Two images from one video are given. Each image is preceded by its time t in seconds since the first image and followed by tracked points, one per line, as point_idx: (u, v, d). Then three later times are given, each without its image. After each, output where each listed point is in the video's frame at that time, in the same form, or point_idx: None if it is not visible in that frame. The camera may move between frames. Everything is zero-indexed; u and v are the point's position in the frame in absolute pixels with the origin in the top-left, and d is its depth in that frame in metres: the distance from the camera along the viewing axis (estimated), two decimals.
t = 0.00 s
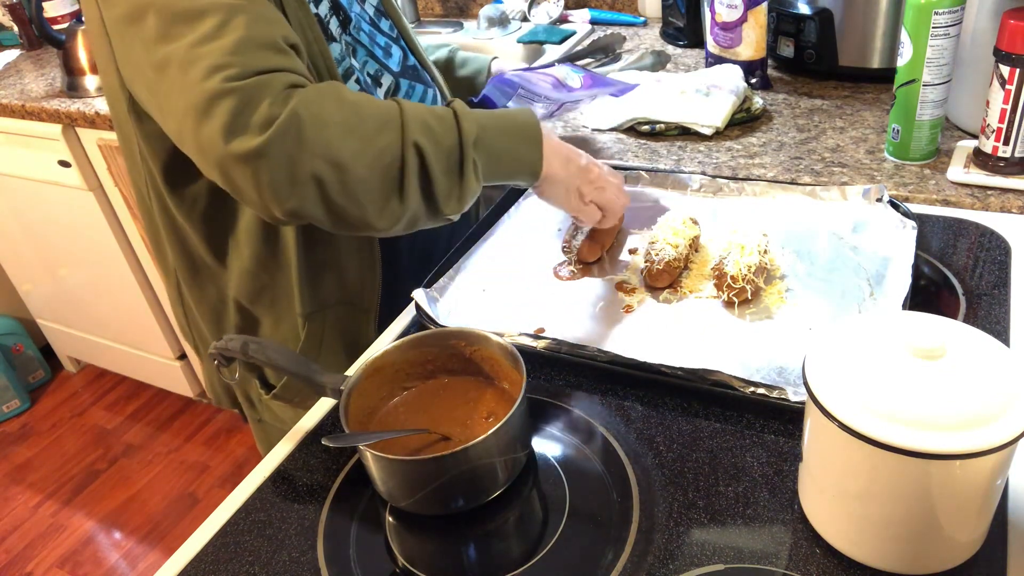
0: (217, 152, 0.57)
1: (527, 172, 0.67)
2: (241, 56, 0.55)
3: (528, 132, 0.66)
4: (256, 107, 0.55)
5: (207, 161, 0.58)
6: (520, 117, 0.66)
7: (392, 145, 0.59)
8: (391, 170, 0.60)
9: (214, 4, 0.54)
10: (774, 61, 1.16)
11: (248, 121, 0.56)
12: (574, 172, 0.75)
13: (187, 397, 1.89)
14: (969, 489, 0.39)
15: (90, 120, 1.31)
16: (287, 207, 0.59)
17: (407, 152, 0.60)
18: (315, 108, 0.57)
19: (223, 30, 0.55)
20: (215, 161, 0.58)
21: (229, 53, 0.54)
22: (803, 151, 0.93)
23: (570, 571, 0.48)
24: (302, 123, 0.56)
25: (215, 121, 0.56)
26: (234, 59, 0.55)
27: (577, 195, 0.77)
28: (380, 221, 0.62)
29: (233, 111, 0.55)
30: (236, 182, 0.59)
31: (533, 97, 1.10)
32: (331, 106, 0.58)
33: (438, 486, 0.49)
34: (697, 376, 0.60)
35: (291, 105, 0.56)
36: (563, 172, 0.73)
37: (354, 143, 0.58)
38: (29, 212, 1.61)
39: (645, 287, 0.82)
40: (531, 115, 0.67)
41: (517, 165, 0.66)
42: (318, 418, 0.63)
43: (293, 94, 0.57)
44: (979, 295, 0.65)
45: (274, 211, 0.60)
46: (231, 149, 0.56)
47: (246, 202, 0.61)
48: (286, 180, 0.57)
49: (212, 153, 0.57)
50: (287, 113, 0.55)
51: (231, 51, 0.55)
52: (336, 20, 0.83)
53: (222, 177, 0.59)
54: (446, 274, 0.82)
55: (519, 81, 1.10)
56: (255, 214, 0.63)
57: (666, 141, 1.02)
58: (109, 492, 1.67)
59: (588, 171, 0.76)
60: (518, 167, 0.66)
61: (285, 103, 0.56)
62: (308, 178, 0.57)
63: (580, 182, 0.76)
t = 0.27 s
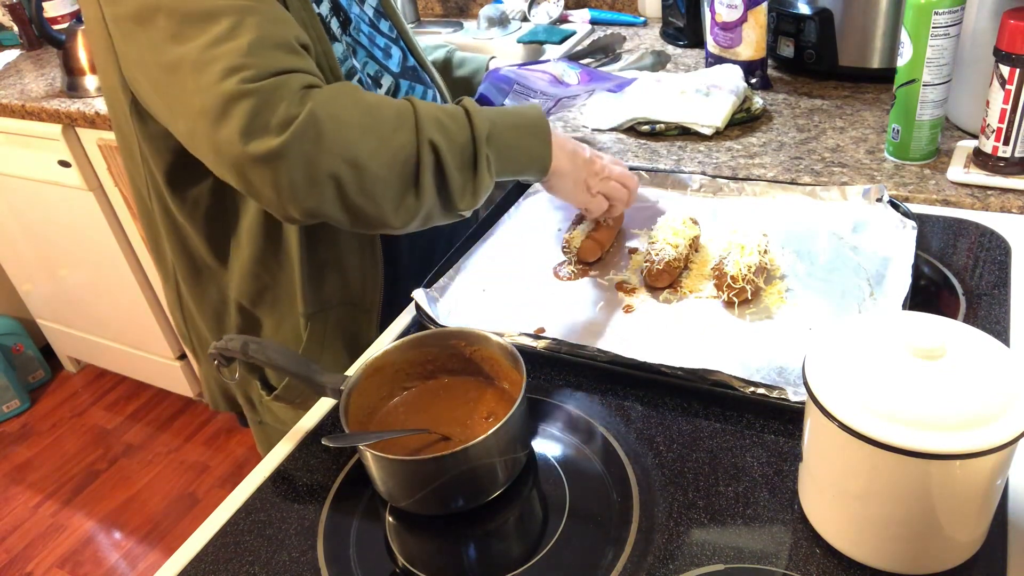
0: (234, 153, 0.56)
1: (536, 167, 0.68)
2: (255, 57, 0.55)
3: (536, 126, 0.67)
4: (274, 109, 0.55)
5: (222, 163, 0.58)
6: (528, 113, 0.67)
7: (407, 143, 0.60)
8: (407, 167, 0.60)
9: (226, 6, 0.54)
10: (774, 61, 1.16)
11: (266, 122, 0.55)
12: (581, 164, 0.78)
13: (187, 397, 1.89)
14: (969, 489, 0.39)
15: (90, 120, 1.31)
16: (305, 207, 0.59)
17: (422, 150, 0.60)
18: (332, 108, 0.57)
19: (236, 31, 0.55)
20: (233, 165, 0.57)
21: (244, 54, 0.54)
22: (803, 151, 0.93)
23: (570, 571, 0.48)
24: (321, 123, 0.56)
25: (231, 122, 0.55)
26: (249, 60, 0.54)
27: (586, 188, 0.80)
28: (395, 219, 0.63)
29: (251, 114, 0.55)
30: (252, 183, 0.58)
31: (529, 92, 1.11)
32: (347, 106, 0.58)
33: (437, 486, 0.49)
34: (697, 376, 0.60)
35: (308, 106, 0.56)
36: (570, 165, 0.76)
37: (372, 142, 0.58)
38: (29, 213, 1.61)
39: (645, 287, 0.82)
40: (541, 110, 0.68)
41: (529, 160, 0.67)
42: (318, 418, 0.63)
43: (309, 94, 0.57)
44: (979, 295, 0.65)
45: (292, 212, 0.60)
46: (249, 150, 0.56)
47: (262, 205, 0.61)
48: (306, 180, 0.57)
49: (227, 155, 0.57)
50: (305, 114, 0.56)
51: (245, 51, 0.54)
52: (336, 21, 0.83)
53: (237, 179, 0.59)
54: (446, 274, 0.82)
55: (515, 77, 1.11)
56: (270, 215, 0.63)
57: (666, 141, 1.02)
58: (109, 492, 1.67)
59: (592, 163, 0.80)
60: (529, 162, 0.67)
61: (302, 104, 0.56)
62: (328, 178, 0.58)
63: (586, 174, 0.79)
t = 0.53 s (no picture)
0: (247, 155, 0.56)
1: (546, 165, 0.68)
2: (266, 59, 0.55)
3: (545, 124, 0.67)
4: (287, 111, 0.55)
5: (234, 166, 0.58)
6: (537, 111, 0.67)
7: (419, 142, 0.60)
8: (419, 167, 0.61)
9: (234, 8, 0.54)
10: (774, 61, 1.16)
11: (279, 124, 0.56)
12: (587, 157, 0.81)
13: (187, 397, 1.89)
14: (969, 489, 0.39)
15: (90, 120, 1.31)
16: (318, 209, 0.59)
17: (433, 148, 0.60)
18: (343, 108, 0.57)
19: (244, 34, 0.55)
20: (244, 165, 0.57)
21: (255, 56, 0.54)
22: (803, 151, 0.93)
23: (570, 571, 0.48)
24: (333, 124, 0.56)
25: (244, 125, 0.55)
26: (259, 62, 0.54)
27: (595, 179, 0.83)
28: (408, 218, 0.63)
29: (263, 116, 0.55)
30: (265, 186, 0.58)
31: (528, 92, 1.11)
32: (359, 106, 0.58)
33: (437, 486, 0.49)
34: (697, 376, 0.60)
35: (320, 107, 0.56)
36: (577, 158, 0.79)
37: (384, 143, 0.58)
38: (29, 213, 1.61)
39: (645, 287, 0.82)
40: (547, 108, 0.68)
41: (538, 158, 0.67)
42: (318, 418, 0.63)
43: (320, 96, 0.57)
44: (979, 295, 0.65)
45: (304, 213, 0.60)
46: (263, 153, 0.56)
47: (275, 206, 0.61)
48: (320, 182, 0.57)
49: (240, 157, 0.57)
50: (318, 115, 0.56)
51: (255, 54, 0.54)
52: (335, 21, 0.83)
53: (250, 181, 0.59)
54: (446, 274, 0.82)
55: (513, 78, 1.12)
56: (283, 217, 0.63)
57: (666, 141, 1.02)
58: (109, 492, 1.67)
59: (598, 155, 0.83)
60: (538, 159, 0.67)
61: (314, 105, 0.56)
62: (341, 179, 0.58)
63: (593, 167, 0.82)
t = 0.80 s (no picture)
0: (227, 159, 0.57)
1: (535, 170, 0.68)
2: (248, 62, 0.55)
3: (534, 129, 0.66)
4: (266, 115, 0.55)
5: (216, 169, 0.58)
6: (526, 115, 0.67)
7: (401, 147, 0.59)
8: (402, 172, 0.60)
9: (219, 10, 0.54)
10: (774, 61, 1.16)
11: (258, 128, 0.56)
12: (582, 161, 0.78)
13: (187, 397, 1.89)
14: (969, 489, 0.39)
15: (90, 120, 1.31)
16: (300, 213, 0.59)
17: (416, 153, 0.60)
18: (325, 112, 0.57)
19: (229, 36, 0.55)
20: (224, 169, 0.58)
21: (236, 60, 0.54)
22: (803, 151, 0.93)
23: (570, 571, 0.48)
24: (313, 128, 0.56)
25: (224, 128, 0.55)
26: (241, 65, 0.55)
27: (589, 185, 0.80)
28: (391, 223, 0.62)
29: (243, 119, 0.55)
30: (247, 190, 0.59)
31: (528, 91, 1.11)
32: (341, 111, 0.58)
33: (437, 486, 0.49)
34: (697, 377, 0.60)
35: (301, 111, 0.56)
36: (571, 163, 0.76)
37: (365, 147, 0.58)
38: (29, 213, 1.61)
39: (645, 287, 0.82)
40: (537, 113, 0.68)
41: (526, 163, 0.66)
42: (318, 418, 0.63)
43: (302, 99, 0.57)
44: (979, 295, 0.65)
45: (287, 217, 0.60)
46: (242, 157, 0.56)
47: (257, 209, 0.61)
48: (299, 186, 0.57)
49: (220, 161, 0.57)
50: (298, 119, 0.56)
51: (237, 57, 0.54)
52: (335, 21, 0.83)
53: (232, 186, 0.59)
54: (446, 274, 0.82)
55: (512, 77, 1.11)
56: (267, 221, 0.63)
57: (666, 141, 1.02)
58: (109, 493, 1.67)
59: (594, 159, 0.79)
60: (526, 165, 0.67)
61: (295, 109, 0.56)
62: (321, 183, 0.58)
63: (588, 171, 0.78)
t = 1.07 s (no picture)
0: (216, 157, 0.57)
1: (529, 168, 0.67)
2: (238, 61, 0.55)
3: (528, 127, 0.66)
4: (254, 114, 0.55)
5: (206, 167, 0.59)
6: (520, 114, 0.66)
7: (391, 146, 0.59)
8: (392, 170, 0.60)
9: (212, 8, 0.54)
10: (774, 61, 1.16)
11: (247, 127, 0.56)
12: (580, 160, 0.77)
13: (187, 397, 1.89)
14: (969, 489, 0.39)
15: (90, 120, 1.31)
16: (289, 213, 0.59)
17: (407, 152, 0.60)
18: (314, 111, 0.57)
19: (221, 33, 0.55)
20: (215, 168, 0.58)
21: (226, 59, 0.54)
22: (803, 151, 0.93)
23: (570, 571, 0.48)
24: (301, 127, 0.56)
25: (212, 127, 0.56)
26: (231, 64, 0.55)
27: (585, 185, 0.79)
28: (381, 221, 0.62)
29: (232, 117, 0.55)
30: (236, 188, 0.59)
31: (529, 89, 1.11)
32: (330, 109, 0.58)
33: (437, 486, 0.49)
34: (697, 376, 0.60)
35: (289, 110, 0.56)
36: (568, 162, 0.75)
37: (353, 146, 0.58)
38: (29, 213, 1.61)
39: (645, 287, 0.82)
40: (531, 111, 0.67)
41: (519, 161, 0.66)
42: (318, 418, 0.63)
43: (292, 97, 0.57)
44: (979, 295, 0.65)
45: (277, 216, 0.60)
46: (230, 155, 0.56)
47: (246, 208, 0.61)
48: (287, 185, 0.57)
49: (210, 159, 0.57)
50: (285, 118, 0.55)
51: (228, 55, 0.54)
52: (335, 21, 0.83)
53: (221, 183, 0.59)
54: (446, 274, 0.82)
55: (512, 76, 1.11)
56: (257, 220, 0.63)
57: (666, 141, 1.02)
58: (109, 493, 1.67)
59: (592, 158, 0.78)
60: (520, 163, 0.66)
61: (284, 107, 0.56)
62: (308, 182, 0.57)
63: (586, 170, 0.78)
